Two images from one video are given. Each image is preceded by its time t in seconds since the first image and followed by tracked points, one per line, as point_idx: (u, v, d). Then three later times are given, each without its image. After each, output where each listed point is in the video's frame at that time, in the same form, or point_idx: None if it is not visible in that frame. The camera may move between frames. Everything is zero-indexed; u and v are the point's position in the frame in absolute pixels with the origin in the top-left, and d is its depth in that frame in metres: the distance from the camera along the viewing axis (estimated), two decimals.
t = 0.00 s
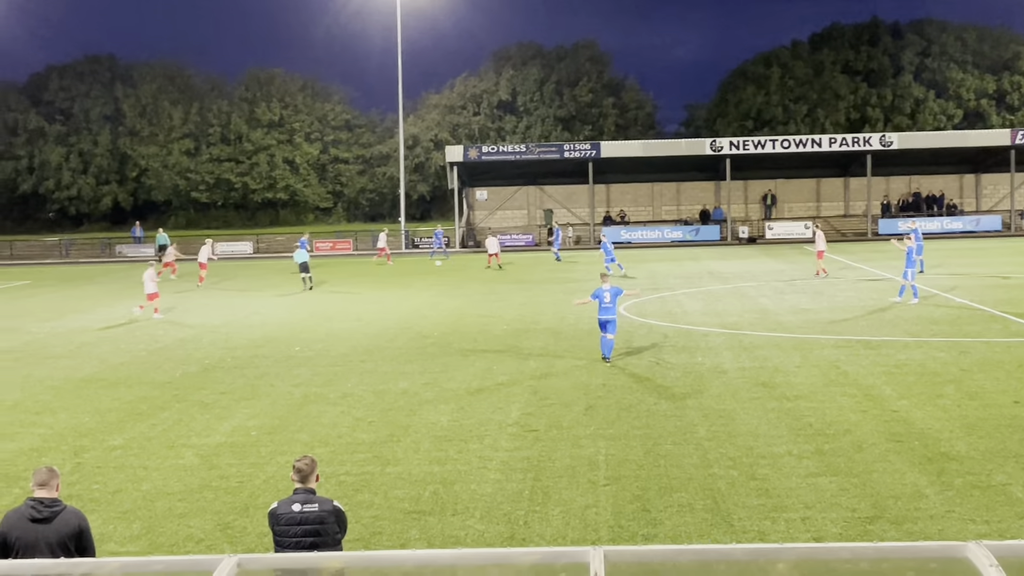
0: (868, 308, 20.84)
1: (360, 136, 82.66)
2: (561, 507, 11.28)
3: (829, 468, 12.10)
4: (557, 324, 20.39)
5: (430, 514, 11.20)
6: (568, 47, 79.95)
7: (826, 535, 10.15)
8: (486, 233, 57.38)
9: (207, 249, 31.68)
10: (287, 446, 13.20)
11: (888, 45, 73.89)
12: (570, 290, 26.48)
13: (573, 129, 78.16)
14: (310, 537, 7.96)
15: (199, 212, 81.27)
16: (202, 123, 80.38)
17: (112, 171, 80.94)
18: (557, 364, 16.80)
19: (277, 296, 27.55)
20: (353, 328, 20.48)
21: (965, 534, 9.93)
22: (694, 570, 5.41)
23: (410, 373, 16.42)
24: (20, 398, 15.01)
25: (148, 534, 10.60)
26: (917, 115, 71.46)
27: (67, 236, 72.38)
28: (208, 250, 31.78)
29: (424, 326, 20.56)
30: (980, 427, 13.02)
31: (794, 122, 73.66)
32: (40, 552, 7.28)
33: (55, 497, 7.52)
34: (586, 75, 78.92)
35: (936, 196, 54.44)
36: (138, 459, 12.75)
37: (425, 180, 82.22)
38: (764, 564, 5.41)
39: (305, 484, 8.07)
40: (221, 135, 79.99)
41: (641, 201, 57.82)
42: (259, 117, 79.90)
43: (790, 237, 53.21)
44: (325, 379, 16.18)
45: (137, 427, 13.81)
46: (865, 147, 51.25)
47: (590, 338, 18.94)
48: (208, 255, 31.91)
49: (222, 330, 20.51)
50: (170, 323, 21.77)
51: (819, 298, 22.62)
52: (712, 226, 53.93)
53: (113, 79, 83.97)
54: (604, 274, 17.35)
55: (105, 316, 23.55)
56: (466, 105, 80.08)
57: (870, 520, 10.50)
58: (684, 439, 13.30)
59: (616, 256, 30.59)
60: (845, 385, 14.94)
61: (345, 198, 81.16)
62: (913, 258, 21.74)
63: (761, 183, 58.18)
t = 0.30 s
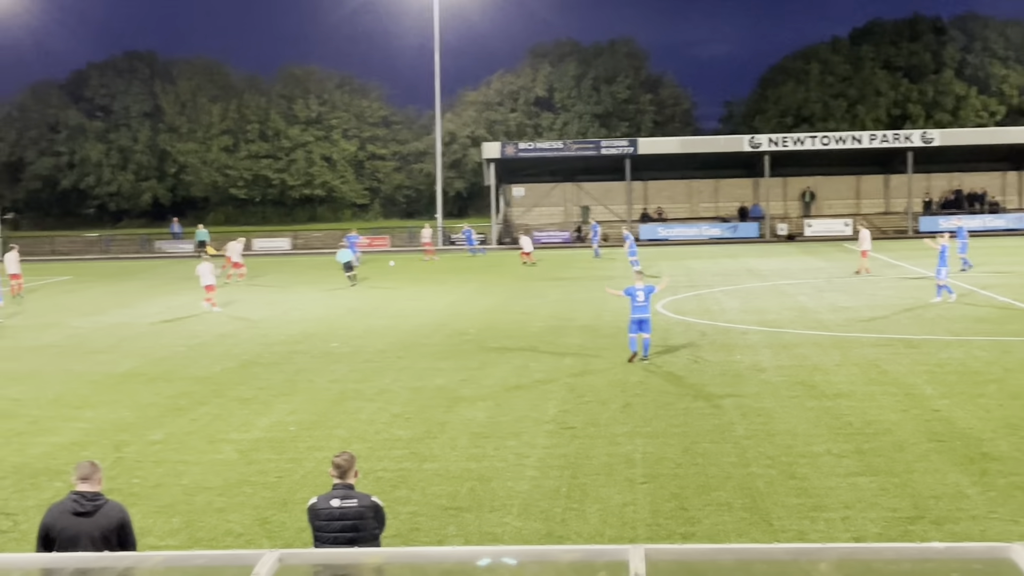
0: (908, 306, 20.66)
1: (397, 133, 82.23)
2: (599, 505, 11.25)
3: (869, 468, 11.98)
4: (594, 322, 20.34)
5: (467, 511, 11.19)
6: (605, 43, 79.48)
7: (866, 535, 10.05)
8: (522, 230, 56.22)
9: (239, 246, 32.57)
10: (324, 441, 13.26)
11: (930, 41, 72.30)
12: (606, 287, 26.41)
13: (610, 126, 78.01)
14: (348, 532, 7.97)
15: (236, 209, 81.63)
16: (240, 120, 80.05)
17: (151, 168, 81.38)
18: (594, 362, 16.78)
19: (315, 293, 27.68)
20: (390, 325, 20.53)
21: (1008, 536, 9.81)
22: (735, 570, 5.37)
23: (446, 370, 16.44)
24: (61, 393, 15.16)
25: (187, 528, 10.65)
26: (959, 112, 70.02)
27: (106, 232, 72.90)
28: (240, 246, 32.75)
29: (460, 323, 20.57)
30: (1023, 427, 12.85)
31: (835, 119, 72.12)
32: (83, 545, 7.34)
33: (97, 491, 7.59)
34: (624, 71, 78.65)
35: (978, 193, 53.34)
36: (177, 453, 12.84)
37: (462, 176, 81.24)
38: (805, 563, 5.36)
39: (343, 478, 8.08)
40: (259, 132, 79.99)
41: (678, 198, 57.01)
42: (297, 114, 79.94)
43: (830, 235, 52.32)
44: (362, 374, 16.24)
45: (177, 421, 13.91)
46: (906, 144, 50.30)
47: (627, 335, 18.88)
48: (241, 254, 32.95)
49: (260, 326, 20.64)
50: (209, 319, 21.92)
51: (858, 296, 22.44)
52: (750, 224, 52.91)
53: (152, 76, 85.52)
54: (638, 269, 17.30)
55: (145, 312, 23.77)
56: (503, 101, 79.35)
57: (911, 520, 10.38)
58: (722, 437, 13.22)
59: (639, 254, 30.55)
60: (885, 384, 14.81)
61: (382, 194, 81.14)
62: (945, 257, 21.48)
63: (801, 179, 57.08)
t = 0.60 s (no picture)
0: (935, 305, 20.55)
1: (421, 130, 83.06)
2: (623, 503, 11.24)
3: (895, 467, 11.92)
4: (619, 319, 20.32)
5: (492, 508, 11.21)
6: (631, 40, 78.82)
7: (893, 534, 10.00)
8: (547, 228, 56.48)
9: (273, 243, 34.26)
10: (350, 438, 13.29)
11: (957, 38, 71.81)
12: (632, 285, 26.40)
13: (635, 123, 76.87)
14: (374, 528, 7.92)
15: (262, 206, 82.43)
16: (266, 117, 80.38)
17: (177, 165, 82.07)
18: (619, 359, 16.77)
19: (341, 289, 27.78)
20: (415, 322, 20.57)
21: None
22: (762, 568, 5.42)
23: (472, 367, 16.47)
24: (89, 388, 15.26)
25: (214, 524, 10.71)
26: (987, 109, 69.82)
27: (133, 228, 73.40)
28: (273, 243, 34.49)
29: (486, 320, 20.59)
30: None
31: (861, 117, 71.03)
32: (110, 539, 7.38)
33: (125, 485, 7.60)
34: (649, 68, 77.73)
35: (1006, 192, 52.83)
36: (204, 449, 12.90)
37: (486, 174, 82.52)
38: (832, 563, 5.43)
39: (370, 475, 8.03)
40: (285, 129, 79.99)
41: (704, 196, 56.34)
42: (323, 111, 80.11)
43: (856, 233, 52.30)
44: (387, 371, 16.28)
45: (203, 417, 13.97)
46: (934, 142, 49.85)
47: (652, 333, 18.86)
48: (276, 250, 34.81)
49: (286, 323, 20.71)
50: (236, 315, 22.02)
51: (885, 295, 22.32)
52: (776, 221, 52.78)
53: (180, 74, 85.11)
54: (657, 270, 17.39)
55: (173, 308, 23.90)
56: (528, 98, 79.90)
57: (938, 519, 10.34)
58: (747, 436, 13.18)
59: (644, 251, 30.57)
60: (912, 382, 14.74)
61: (407, 191, 81.31)
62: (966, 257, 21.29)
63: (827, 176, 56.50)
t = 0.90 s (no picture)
0: (962, 303, 20.42)
1: (447, 128, 83.67)
2: (649, 501, 11.22)
3: (923, 466, 11.85)
4: (643, 317, 20.28)
5: (517, 505, 11.20)
6: (656, 37, 77.96)
7: (919, 533, 9.95)
8: (571, 225, 56.30)
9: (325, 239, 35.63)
10: (375, 435, 13.31)
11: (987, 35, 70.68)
12: (656, 282, 26.33)
13: (661, 120, 76.44)
14: (398, 526, 7.80)
15: (288, 203, 82.26)
16: (293, 115, 80.44)
17: (205, 162, 81.49)
18: (644, 357, 16.73)
19: (366, 286, 27.82)
20: (440, 319, 20.59)
21: None
22: (789, 567, 5.36)
23: (497, 364, 16.47)
24: (117, 384, 15.36)
25: (240, 519, 10.75)
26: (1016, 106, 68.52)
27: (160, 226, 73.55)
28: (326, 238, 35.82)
29: (510, 317, 20.60)
30: None
31: (888, 113, 70.67)
32: (138, 534, 7.41)
33: (152, 481, 7.66)
34: (675, 66, 76.73)
35: None
36: (230, 445, 12.95)
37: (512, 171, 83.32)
38: (861, 563, 5.36)
39: (394, 472, 7.95)
40: (311, 127, 80.14)
41: (729, 193, 55.92)
42: (349, 109, 80.11)
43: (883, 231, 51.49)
44: (413, 368, 16.30)
45: (230, 413, 14.03)
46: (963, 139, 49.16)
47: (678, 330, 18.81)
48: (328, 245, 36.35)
49: (311, 319, 20.77)
50: (261, 312, 22.09)
51: (912, 293, 22.19)
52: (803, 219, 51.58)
53: (207, 71, 85.11)
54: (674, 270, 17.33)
55: (199, 304, 24.01)
56: (553, 95, 79.82)
57: (966, 519, 10.26)
58: (773, 434, 13.14)
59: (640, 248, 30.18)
60: (940, 381, 14.65)
61: (432, 188, 81.94)
62: (990, 256, 21.07)
63: (854, 174, 56.01)
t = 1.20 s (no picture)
0: (991, 300, 20.28)
1: (473, 124, 83.24)
2: (674, 497, 11.19)
3: (950, 463, 11.79)
4: (669, 313, 20.25)
5: (542, 501, 11.20)
6: (682, 32, 77.81)
7: (947, 531, 9.89)
8: (597, 221, 56.04)
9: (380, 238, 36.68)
10: (401, 430, 13.35)
11: (1016, 29, 69.53)
12: (682, 278, 26.30)
13: (687, 116, 76.18)
14: (423, 521, 7.63)
15: (314, 199, 82.26)
16: (318, 111, 80.62)
17: (232, 157, 81.99)
18: (669, 353, 16.70)
19: (392, 282, 27.89)
20: (465, 315, 20.62)
21: None
22: (816, 565, 5.34)
23: (522, 360, 16.49)
24: (145, 378, 15.47)
25: (267, 514, 10.79)
26: None
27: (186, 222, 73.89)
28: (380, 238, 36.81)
29: (535, 313, 20.60)
30: None
31: (916, 109, 70.09)
32: (167, 527, 7.45)
33: (180, 475, 7.69)
34: (701, 61, 76.80)
35: None
36: (256, 440, 13.00)
37: (538, 167, 82.73)
38: (889, 560, 5.33)
39: (419, 469, 7.78)
40: (336, 123, 80.21)
41: (755, 188, 55.55)
42: (374, 105, 80.45)
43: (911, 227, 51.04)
44: (438, 364, 16.34)
45: (256, 408, 14.11)
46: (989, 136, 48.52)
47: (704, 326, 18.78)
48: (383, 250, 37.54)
49: (336, 315, 20.85)
50: (287, 307, 22.20)
51: (939, 289, 22.08)
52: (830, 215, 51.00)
53: (233, 67, 85.44)
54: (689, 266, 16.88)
55: (227, 300, 24.14)
56: (578, 92, 79.00)
57: (994, 516, 10.21)
58: (800, 430, 13.10)
59: (634, 244, 30.36)
60: (969, 378, 14.56)
61: (458, 184, 81.79)
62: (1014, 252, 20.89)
63: (881, 169, 55.31)
